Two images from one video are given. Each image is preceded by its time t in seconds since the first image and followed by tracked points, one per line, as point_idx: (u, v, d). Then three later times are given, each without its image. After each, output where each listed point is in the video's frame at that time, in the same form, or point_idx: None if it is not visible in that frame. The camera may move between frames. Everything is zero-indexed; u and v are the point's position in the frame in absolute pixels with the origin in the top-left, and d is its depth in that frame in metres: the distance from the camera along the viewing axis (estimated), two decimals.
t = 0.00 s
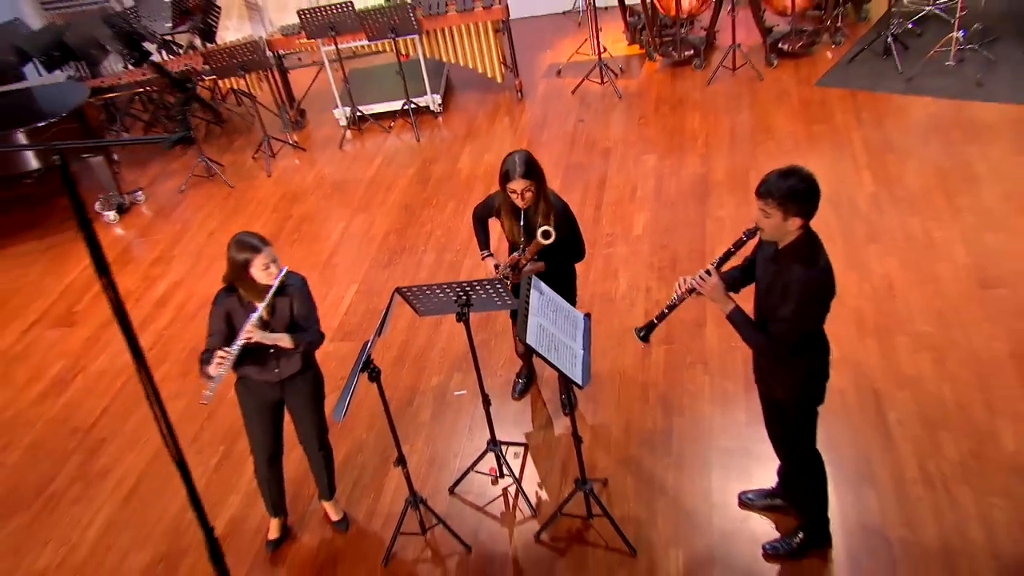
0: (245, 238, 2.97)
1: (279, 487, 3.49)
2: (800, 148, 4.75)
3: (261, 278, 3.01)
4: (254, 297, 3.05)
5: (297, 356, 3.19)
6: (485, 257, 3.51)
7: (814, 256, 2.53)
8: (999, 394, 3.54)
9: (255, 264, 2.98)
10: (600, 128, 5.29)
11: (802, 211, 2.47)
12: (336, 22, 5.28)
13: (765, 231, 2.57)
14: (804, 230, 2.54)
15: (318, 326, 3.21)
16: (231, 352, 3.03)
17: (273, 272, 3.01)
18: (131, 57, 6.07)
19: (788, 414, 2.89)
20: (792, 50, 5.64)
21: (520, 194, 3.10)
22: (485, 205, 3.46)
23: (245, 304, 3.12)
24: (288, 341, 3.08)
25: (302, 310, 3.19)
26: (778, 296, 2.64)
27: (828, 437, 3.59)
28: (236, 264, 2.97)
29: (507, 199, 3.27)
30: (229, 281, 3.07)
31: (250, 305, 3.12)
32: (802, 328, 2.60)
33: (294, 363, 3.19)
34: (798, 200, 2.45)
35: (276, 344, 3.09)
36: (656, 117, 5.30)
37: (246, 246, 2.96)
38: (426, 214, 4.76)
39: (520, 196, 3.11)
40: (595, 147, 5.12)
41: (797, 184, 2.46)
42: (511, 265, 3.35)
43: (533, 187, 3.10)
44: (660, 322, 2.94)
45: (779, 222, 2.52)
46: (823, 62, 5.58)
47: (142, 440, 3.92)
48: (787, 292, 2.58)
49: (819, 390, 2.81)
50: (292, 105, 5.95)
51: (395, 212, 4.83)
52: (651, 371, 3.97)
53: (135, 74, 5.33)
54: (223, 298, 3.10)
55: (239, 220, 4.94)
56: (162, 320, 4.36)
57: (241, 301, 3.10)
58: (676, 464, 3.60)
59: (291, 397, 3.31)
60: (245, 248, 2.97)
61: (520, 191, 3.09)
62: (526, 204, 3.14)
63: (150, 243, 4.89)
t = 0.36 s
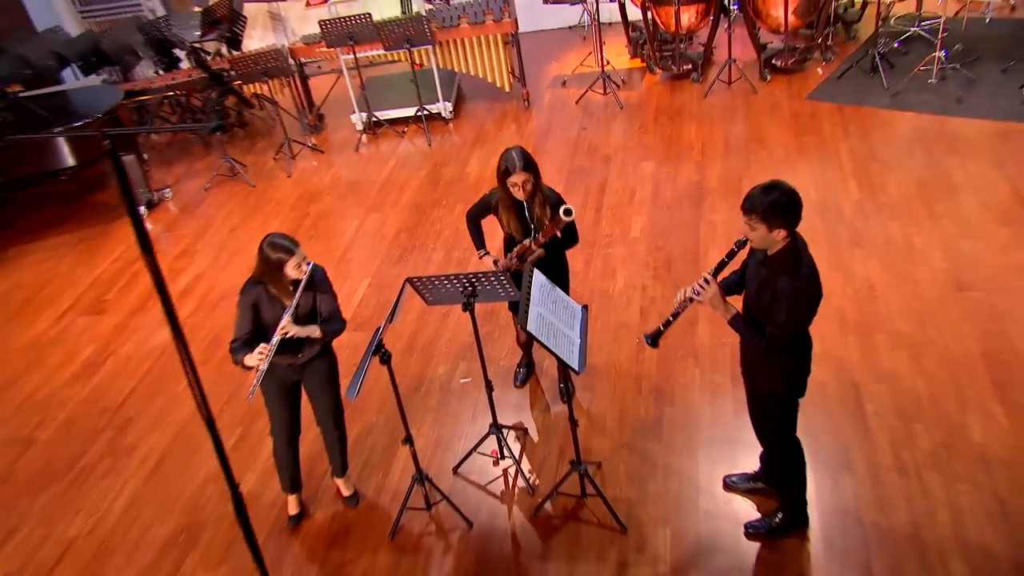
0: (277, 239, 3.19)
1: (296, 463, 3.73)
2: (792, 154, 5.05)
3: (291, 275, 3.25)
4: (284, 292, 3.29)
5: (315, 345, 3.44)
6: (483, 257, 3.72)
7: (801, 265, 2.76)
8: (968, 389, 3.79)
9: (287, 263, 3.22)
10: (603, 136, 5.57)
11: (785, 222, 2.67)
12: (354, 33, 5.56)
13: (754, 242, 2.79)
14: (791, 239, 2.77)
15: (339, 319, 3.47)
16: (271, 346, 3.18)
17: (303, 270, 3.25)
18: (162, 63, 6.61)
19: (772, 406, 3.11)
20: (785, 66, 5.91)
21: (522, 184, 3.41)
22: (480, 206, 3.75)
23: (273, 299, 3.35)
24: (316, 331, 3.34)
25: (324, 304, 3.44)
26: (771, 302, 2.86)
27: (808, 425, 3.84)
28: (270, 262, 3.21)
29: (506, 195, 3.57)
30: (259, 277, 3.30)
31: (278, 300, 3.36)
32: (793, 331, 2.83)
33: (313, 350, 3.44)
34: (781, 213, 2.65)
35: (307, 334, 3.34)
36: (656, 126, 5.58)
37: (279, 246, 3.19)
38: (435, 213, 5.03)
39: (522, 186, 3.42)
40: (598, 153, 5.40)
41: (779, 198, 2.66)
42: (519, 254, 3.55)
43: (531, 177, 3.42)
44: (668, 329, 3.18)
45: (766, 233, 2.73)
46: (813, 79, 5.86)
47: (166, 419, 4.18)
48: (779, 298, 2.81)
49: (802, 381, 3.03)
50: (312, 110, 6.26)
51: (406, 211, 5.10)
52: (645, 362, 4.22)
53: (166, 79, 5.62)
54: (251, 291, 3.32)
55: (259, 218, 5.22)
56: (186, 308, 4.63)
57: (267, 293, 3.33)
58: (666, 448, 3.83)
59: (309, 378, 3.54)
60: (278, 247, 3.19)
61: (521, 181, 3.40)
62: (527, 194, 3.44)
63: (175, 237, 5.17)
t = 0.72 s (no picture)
0: (298, 219, 3.42)
1: (312, 438, 3.99)
2: (787, 165, 5.30)
3: (310, 253, 3.48)
4: (303, 269, 3.52)
5: (332, 322, 3.67)
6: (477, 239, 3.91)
7: (790, 262, 2.92)
8: (944, 383, 4.04)
9: (306, 243, 3.44)
10: (609, 142, 5.86)
11: (778, 220, 2.84)
12: (374, 39, 5.85)
13: (749, 242, 2.96)
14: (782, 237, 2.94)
15: (355, 297, 3.71)
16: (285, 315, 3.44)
17: (321, 249, 3.48)
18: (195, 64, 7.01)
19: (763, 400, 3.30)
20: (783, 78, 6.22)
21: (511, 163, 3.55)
22: (473, 189, 3.90)
23: (293, 276, 3.60)
24: (331, 307, 3.56)
25: (341, 283, 3.68)
26: (767, 302, 3.02)
27: (792, 415, 4.09)
28: (290, 241, 3.43)
29: (496, 176, 3.71)
30: (281, 257, 3.54)
31: (297, 278, 3.61)
32: (790, 327, 2.99)
33: (331, 329, 3.67)
34: (771, 210, 2.82)
35: (323, 309, 3.56)
36: (659, 133, 5.87)
37: (299, 226, 3.42)
38: (449, 211, 5.32)
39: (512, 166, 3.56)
40: (603, 158, 5.68)
41: (770, 198, 2.83)
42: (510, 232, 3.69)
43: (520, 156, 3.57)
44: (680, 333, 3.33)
45: (760, 232, 2.90)
46: (810, 91, 6.16)
47: (192, 396, 4.46)
48: (776, 295, 2.97)
49: (792, 376, 3.22)
50: (334, 111, 6.58)
51: (421, 208, 5.39)
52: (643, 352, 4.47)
53: (197, 79, 5.93)
54: (274, 271, 3.59)
55: (281, 211, 5.51)
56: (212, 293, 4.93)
57: (289, 273, 3.59)
58: (659, 432, 4.08)
59: (327, 358, 3.78)
60: (298, 227, 3.42)
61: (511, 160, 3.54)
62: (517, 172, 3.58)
63: (202, 228, 5.47)
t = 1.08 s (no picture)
0: (316, 199, 3.70)
1: (332, 413, 4.25)
2: (788, 167, 5.66)
3: (328, 231, 3.74)
4: (321, 245, 3.78)
5: (353, 299, 3.90)
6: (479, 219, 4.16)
7: (782, 261, 3.05)
8: (927, 376, 4.28)
9: (325, 220, 3.70)
10: (618, 144, 6.14)
11: (771, 223, 2.97)
12: (398, 40, 6.15)
13: (745, 242, 3.10)
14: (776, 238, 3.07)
15: (372, 275, 3.96)
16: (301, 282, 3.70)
17: (339, 226, 3.74)
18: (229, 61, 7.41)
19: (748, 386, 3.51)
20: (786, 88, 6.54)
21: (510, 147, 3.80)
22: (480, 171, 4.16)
23: (313, 253, 3.87)
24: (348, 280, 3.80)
25: (359, 261, 3.93)
26: (761, 297, 3.18)
27: (783, 402, 4.34)
28: (309, 219, 3.71)
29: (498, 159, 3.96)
30: (303, 236, 3.82)
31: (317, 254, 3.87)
32: (780, 322, 3.12)
33: (351, 307, 3.90)
34: (767, 215, 2.95)
35: (339, 281, 3.80)
36: (667, 136, 6.17)
37: (317, 204, 3.70)
38: (464, 204, 5.60)
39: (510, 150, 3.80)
40: (612, 159, 5.97)
41: (764, 202, 2.96)
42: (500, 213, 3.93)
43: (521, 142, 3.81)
44: (677, 321, 3.51)
45: (755, 233, 3.04)
46: (813, 99, 6.50)
47: (219, 369, 4.75)
48: (768, 291, 3.11)
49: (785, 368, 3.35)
50: (358, 108, 6.89)
51: (438, 201, 5.67)
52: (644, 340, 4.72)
53: (230, 74, 6.25)
54: (297, 250, 3.87)
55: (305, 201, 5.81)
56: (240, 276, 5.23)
57: (311, 253, 3.86)
58: (656, 415, 4.33)
59: (347, 337, 4.02)
60: (317, 205, 3.70)
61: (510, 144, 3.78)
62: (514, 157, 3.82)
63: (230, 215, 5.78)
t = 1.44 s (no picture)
0: (341, 193, 3.88)
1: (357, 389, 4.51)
2: (794, 171, 5.92)
3: (352, 222, 3.94)
4: (345, 234, 3.99)
5: (379, 284, 4.14)
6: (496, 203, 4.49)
7: (771, 268, 3.27)
8: (918, 371, 4.50)
9: (350, 211, 3.91)
10: (633, 145, 6.42)
11: (760, 232, 3.20)
12: (425, 41, 6.44)
13: (738, 247, 3.35)
14: (768, 245, 3.29)
15: (394, 259, 4.18)
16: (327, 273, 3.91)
17: (362, 217, 3.94)
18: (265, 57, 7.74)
19: (735, 376, 3.73)
20: (794, 98, 6.78)
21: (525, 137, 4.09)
22: (501, 159, 4.47)
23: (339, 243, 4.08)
24: (372, 269, 4.01)
25: (382, 247, 4.15)
26: (752, 297, 3.44)
27: (779, 392, 4.57)
28: (335, 211, 3.91)
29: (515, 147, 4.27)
30: (329, 227, 4.03)
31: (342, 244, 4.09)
32: (771, 322, 3.35)
33: (377, 290, 4.14)
34: (755, 224, 3.18)
35: (363, 271, 4.01)
36: (679, 140, 6.44)
37: (342, 197, 3.89)
38: (483, 198, 5.88)
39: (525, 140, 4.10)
40: (626, 160, 6.24)
41: (753, 213, 3.19)
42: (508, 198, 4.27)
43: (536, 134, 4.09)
44: (678, 314, 3.78)
45: (745, 241, 3.28)
46: (820, 108, 6.74)
47: (248, 345, 5.04)
48: (759, 293, 3.34)
49: (778, 361, 3.58)
50: (385, 105, 7.20)
51: (458, 194, 5.96)
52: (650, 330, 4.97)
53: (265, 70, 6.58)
54: (324, 242, 4.07)
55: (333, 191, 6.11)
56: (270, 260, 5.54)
57: (338, 241, 4.06)
58: (659, 399, 4.58)
59: (373, 318, 4.27)
60: (341, 198, 3.89)
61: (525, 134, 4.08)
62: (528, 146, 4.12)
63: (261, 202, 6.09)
